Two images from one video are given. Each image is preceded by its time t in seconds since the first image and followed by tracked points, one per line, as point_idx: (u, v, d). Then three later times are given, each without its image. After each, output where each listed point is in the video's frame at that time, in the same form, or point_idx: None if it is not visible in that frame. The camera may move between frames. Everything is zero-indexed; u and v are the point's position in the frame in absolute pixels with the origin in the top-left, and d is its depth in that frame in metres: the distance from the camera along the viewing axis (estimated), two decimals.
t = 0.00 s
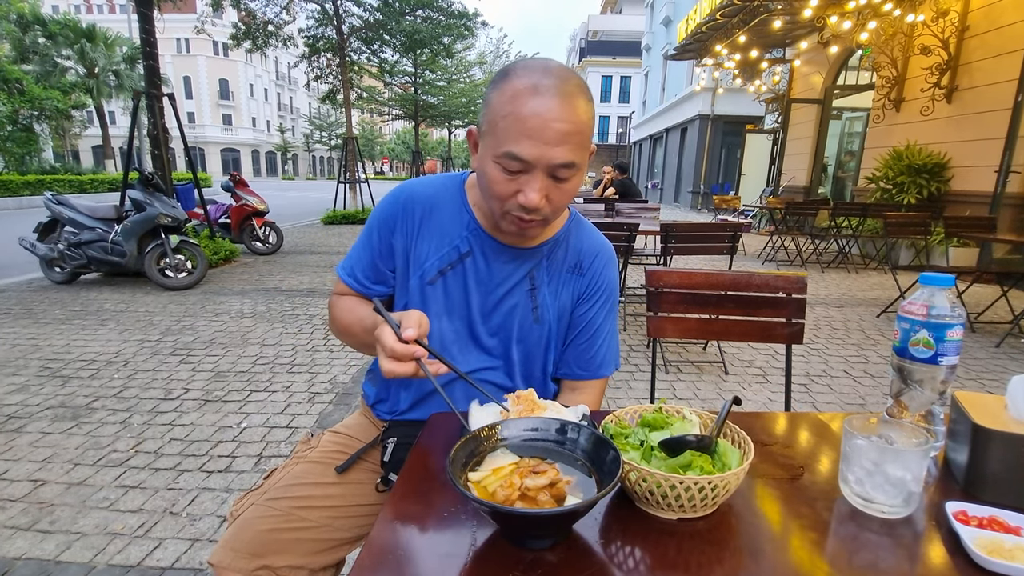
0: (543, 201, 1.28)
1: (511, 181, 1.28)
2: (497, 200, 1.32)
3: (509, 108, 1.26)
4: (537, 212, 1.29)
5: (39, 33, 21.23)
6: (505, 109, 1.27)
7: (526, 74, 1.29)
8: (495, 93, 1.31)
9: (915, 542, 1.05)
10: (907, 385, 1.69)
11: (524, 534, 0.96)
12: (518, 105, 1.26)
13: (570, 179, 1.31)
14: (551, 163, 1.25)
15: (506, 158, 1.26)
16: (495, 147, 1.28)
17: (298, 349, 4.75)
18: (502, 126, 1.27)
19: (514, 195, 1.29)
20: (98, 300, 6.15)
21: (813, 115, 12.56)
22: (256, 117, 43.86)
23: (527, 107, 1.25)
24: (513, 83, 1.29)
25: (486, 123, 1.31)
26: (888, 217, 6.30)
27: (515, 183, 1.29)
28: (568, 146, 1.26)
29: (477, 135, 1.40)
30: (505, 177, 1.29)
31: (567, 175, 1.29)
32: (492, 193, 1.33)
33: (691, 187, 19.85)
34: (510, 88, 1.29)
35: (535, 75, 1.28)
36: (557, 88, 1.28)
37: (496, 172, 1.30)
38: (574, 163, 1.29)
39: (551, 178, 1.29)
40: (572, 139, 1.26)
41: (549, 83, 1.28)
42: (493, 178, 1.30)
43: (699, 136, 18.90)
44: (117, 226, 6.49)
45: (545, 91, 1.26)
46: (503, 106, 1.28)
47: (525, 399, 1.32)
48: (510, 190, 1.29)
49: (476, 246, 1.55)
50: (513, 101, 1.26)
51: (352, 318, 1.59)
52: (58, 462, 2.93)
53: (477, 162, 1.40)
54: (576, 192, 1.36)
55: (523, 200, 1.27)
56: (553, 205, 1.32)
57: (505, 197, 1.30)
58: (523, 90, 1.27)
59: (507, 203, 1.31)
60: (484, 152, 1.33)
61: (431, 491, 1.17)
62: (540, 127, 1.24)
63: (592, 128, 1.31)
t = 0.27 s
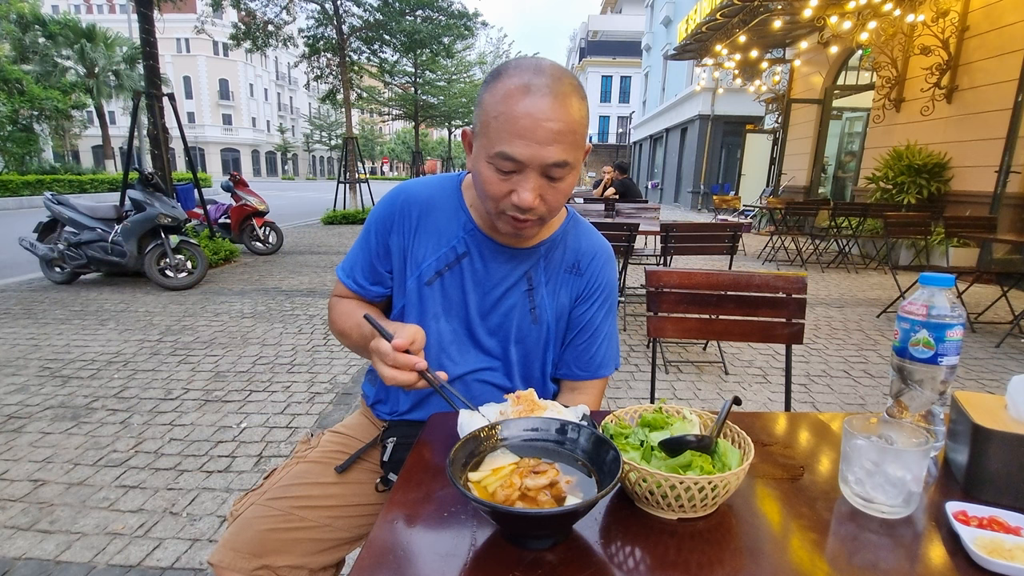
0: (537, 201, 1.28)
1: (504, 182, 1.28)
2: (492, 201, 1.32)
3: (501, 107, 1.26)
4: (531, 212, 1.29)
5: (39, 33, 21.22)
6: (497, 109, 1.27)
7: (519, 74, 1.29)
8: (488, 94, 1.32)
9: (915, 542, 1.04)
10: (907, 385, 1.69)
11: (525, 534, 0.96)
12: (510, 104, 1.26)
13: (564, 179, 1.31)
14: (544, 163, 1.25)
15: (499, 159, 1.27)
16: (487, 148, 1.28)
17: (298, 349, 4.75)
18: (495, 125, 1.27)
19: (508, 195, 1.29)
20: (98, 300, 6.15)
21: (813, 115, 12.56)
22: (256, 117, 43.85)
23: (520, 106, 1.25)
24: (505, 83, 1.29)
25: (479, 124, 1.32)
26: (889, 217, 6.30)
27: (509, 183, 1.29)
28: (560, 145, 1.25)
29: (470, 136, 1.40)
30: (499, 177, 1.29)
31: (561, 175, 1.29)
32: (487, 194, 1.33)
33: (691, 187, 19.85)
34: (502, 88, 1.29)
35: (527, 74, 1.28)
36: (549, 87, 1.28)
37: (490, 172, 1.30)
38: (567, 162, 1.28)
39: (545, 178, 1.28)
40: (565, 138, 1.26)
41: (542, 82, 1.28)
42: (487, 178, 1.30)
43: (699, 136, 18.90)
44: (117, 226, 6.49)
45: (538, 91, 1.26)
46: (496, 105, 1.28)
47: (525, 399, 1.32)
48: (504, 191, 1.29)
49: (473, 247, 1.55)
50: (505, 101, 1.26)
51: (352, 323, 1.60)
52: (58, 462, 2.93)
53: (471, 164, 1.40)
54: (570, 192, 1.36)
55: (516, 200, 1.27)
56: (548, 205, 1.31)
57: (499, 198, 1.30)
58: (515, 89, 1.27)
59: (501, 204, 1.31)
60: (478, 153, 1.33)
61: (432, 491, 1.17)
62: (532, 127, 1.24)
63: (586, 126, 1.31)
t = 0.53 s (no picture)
0: (535, 194, 1.27)
1: (501, 176, 1.28)
2: (489, 196, 1.31)
3: (496, 101, 1.27)
4: (529, 206, 1.28)
5: (39, 34, 21.22)
6: (492, 103, 1.27)
7: (513, 69, 1.30)
8: (483, 89, 1.32)
9: (915, 541, 1.05)
10: (908, 385, 1.69)
11: (525, 534, 0.96)
12: (505, 98, 1.26)
13: (562, 172, 1.30)
14: (541, 155, 1.25)
15: (496, 152, 1.26)
16: (483, 143, 1.28)
17: (298, 349, 4.75)
18: (491, 120, 1.27)
19: (506, 190, 1.29)
20: (98, 300, 6.15)
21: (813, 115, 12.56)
22: (256, 117, 43.85)
23: (515, 99, 1.25)
24: (499, 78, 1.29)
25: (475, 120, 1.32)
26: (889, 218, 6.30)
27: (506, 177, 1.28)
28: (556, 136, 1.25)
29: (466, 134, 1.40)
30: (496, 172, 1.29)
31: (558, 167, 1.28)
32: (484, 190, 1.32)
33: (692, 187, 19.85)
34: (497, 82, 1.29)
35: (521, 69, 1.29)
36: (545, 80, 1.28)
37: (486, 167, 1.29)
38: (565, 154, 1.28)
39: (543, 170, 1.28)
40: (561, 129, 1.26)
41: (536, 76, 1.28)
42: (484, 174, 1.30)
43: (699, 136, 18.91)
44: (118, 226, 6.49)
45: (532, 84, 1.27)
46: (490, 100, 1.28)
47: (525, 399, 1.32)
48: (501, 185, 1.29)
49: (470, 248, 1.55)
50: (500, 95, 1.27)
51: (343, 323, 1.59)
52: (58, 462, 2.93)
53: (468, 162, 1.40)
54: (568, 185, 1.35)
55: (514, 194, 1.27)
56: (546, 199, 1.30)
57: (497, 192, 1.30)
58: (509, 82, 1.28)
59: (498, 200, 1.30)
60: (474, 149, 1.33)
61: (431, 491, 1.17)
62: (527, 119, 1.24)
63: (582, 119, 1.31)
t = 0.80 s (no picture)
0: (537, 185, 1.27)
1: (502, 169, 1.28)
2: (490, 190, 1.30)
3: (495, 93, 1.27)
4: (532, 198, 1.28)
5: (40, 34, 21.24)
6: (491, 95, 1.28)
7: (510, 62, 1.31)
8: (481, 83, 1.32)
9: (915, 541, 1.05)
10: (907, 385, 1.69)
11: (525, 534, 0.96)
12: (504, 90, 1.26)
13: (563, 162, 1.31)
14: (542, 146, 1.25)
15: (497, 144, 1.26)
16: (483, 136, 1.28)
17: (298, 349, 4.75)
18: (490, 113, 1.27)
19: (508, 183, 1.29)
20: (98, 300, 6.16)
21: (813, 116, 12.57)
22: (256, 117, 43.86)
23: (514, 91, 1.26)
24: (497, 72, 1.30)
25: (473, 114, 1.32)
26: (889, 218, 6.30)
27: (508, 170, 1.28)
28: (556, 127, 1.26)
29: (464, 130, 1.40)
30: (496, 164, 1.28)
31: (560, 158, 1.29)
32: (485, 184, 1.31)
33: (691, 187, 19.85)
34: (495, 75, 1.30)
35: (519, 62, 1.29)
36: (543, 71, 1.29)
37: (487, 160, 1.29)
38: (565, 144, 1.28)
39: (544, 161, 1.28)
40: (561, 119, 1.26)
41: (534, 67, 1.29)
42: (484, 167, 1.30)
43: (699, 136, 18.91)
44: (118, 226, 6.49)
45: (531, 76, 1.27)
46: (489, 93, 1.28)
47: (525, 399, 1.32)
48: (502, 178, 1.29)
49: (469, 249, 1.55)
50: (499, 88, 1.27)
51: (339, 325, 1.58)
52: (58, 462, 2.93)
53: (467, 158, 1.39)
54: (569, 177, 1.35)
55: (516, 186, 1.27)
56: (548, 190, 1.30)
57: (498, 185, 1.29)
58: (508, 74, 1.28)
59: (500, 193, 1.30)
60: (474, 143, 1.32)
61: (431, 491, 1.17)
62: (526, 109, 1.25)
63: (581, 110, 1.32)
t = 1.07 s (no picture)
0: (538, 185, 1.27)
1: (502, 169, 1.28)
2: (490, 191, 1.30)
3: (494, 92, 1.27)
4: (532, 198, 1.28)
5: (40, 34, 21.23)
6: (490, 93, 1.28)
7: (509, 61, 1.31)
8: (480, 82, 1.32)
9: (916, 542, 1.04)
10: (907, 385, 1.69)
11: (525, 534, 0.96)
12: (503, 89, 1.26)
13: (564, 163, 1.31)
14: (543, 145, 1.25)
15: (496, 144, 1.26)
16: (483, 136, 1.28)
17: (298, 349, 4.75)
18: (489, 112, 1.27)
19: (508, 184, 1.29)
20: (98, 300, 6.16)
21: (813, 116, 12.57)
22: (256, 117, 43.86)
23: (514, 90, 1.25)
24: (496, 70, 1.30)
25: (473, 113, 1.32)
26: (889, 218, 6.29)
27: (508, 170, 1.28)
28: (557, 125, 1.26)
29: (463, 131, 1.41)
30: (496, 165, 1.28)
31: (561, 158, 1.28)
32: (485, 185, 1.31)
33: (691, 187, 19.85)
34: (494, 74, 1.30)
35: (518, 61, 1.30)
36: (542, 69, 1.29)
37: (486, 161, 1.29)
38: (566, 144, 1.28)
39: (546, 161, 1.28)
40: (562, 118, 1.26)
41: (534, 66, 1.29)
42: (484, 168, 1.29)
43: (699, 136, 18.91)
44: (118, 226, 6.49)
45: (530, 75, 1.27)
46: (488, 92, 1.28)
47: (525, 399, 1.32)
48: (503, 179, 1.28)
49: (469, 252, 1.55)
50: (498, 86, 1.27)
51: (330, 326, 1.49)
52: (58, 462, 2.93)
53: (466, 159, 1.39)
54: (570, 177, 1.35)
55: (517, 187, 1.27)
56: (550, 191, 1.30)
57: (498, 186, 1.29)
58: (508, 72, 1.28)
59: (500, 194, 1.29)
60: (473, 143, 1.32)
61: (431, 491, 1.17)
62: (527, 108, 1.25)
63: (582, 108, 1.32)
